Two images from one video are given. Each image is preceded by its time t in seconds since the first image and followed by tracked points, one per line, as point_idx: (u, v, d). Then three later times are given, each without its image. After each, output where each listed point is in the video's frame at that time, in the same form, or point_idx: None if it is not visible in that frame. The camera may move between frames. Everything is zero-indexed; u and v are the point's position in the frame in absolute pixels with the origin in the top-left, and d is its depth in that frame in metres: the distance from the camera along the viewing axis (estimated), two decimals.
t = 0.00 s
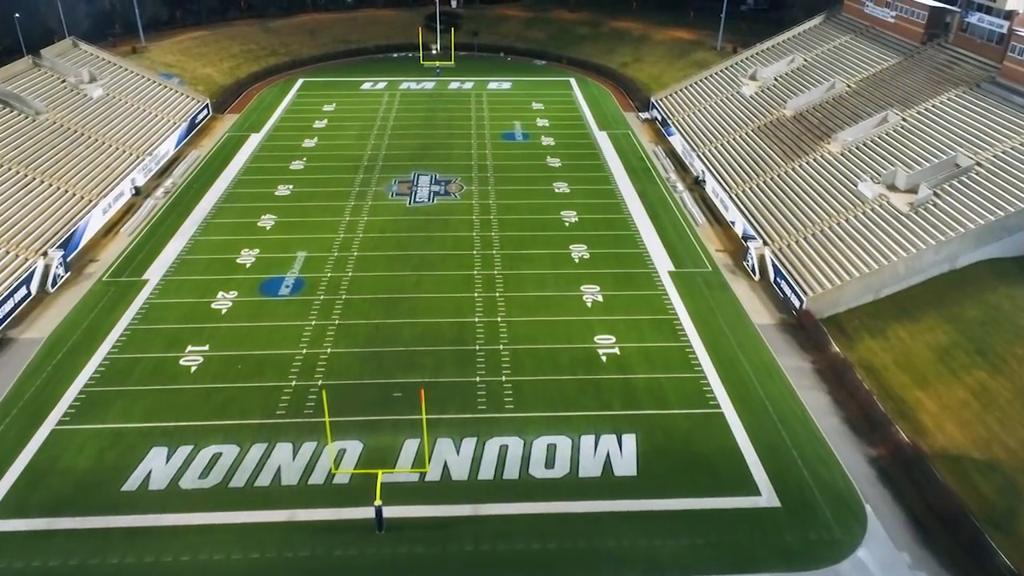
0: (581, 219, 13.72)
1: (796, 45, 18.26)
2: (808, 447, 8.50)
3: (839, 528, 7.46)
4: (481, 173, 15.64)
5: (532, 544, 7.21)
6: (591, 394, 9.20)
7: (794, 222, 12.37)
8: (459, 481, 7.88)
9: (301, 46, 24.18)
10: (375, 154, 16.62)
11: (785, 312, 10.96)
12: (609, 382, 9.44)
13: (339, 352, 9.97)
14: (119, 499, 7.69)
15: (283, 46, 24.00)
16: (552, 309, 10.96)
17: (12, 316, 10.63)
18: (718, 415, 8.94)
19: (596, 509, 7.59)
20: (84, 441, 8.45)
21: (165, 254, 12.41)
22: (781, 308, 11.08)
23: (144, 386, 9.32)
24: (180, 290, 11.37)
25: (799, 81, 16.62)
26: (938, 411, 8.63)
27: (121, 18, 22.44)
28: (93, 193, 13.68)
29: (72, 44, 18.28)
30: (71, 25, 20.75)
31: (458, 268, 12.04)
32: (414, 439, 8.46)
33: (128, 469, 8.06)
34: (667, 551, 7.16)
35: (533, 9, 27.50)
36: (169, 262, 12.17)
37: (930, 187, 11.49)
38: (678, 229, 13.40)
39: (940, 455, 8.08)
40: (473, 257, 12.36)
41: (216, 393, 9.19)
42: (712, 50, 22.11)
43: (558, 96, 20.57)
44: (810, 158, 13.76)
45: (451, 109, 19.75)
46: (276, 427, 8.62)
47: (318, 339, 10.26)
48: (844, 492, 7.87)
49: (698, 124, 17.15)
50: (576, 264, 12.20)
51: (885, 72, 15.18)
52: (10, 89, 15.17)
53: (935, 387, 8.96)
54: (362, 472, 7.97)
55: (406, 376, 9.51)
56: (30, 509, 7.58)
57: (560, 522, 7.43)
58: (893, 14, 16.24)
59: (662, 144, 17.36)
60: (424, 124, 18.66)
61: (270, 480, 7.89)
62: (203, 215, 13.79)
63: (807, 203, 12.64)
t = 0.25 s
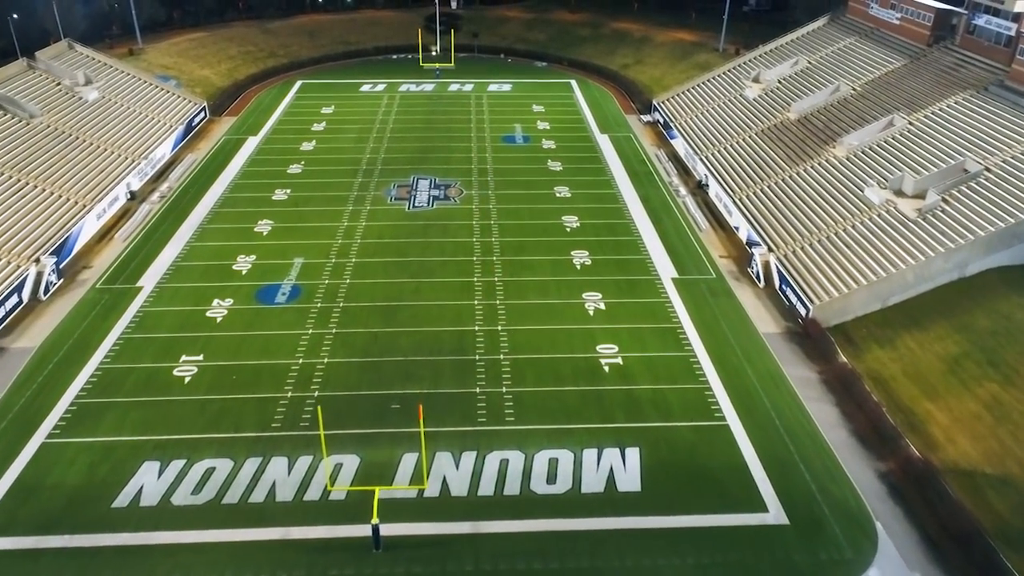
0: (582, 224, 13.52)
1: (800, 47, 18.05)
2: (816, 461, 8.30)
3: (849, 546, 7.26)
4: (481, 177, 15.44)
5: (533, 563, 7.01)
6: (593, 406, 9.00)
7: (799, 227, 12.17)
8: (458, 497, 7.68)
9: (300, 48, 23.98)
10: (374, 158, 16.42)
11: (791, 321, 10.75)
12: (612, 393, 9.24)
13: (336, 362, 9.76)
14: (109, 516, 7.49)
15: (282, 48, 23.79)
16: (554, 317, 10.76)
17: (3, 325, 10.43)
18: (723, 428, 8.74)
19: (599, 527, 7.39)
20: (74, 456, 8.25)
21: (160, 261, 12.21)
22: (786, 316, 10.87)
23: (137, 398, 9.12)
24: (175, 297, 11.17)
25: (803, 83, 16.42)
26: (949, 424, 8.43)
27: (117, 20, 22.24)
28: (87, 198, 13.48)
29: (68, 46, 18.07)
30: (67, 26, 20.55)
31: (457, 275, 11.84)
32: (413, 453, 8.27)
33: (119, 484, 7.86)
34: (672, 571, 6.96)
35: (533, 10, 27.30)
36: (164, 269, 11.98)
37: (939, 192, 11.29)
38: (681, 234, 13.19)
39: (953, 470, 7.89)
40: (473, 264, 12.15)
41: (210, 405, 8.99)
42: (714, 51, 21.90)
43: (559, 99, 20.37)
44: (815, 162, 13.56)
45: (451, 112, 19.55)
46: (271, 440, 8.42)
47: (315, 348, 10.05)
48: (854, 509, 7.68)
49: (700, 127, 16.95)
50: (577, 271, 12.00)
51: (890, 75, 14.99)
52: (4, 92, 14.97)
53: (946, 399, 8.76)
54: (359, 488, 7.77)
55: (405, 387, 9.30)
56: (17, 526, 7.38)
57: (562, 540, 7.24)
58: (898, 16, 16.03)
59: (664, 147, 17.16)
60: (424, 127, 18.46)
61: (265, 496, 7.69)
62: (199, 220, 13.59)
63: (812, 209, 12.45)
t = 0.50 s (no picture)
0: (584, 230, 13.30)
1: (803, 49, 17.84)
2: (825, 476, 8.09)
3: (860, 566, 7.05)
4: (482, 181, 15.23)
5: None
6: (596, 419, 8.79)
7: (805, 234, 11.96)
8: (458, 514, 7.48)
9: (298, 49, 23.77)
10: (373, 161, 16.21)
11: (797, 330, 10.54)
12: (615, 406, 9.03)
13: (333, 373, 9.55)
14: (98, 535, 7.28)
15: (280, 49, 23.59)
16: (555, 326, 10.54)
17: None
18: (730, 442, 8.53)
19: (602, 546, 7.18)
20: (63, 470, 8.04)
21: (155, 268, 12.00)
22: (793, 325, 10.66)
23: (129, 410, 8.91)
24: (170, 306, 10.96)
25: (807, 86, 16.20)
26: (962, 438, 8.23)
27: (114, 21, 22.03)
28: (81, 203, 13.27)
29: (63, 48, 17.87)
30: (62, 28, 20.33)
31: (457, 282, 11.63)
32: (411, 468, 8.06)
33: (109, 501, 7.65)
34: None
35: (534, 11, 27.08)
36: (158, 275, 11.77)
37: (947, 198, 11.09)
38: (684, 240, 12.97)
39: (966, 486, 7.68)
40: (473, 271, 11.95)
41: (204, 418, 8.78)
42: (717, 53, 21.69)
43: (560, 101, 20.15)
44: (821, 167, 13.34)
45: (451, 114, 19.33)
46: (266, 455, 8.21)
47: (311, 358, 9.84)
48: (864, 527, 7.46)
49: (703, 130, 16.74)
50: (579, 278, 11.78)
51: (896, 78, 14.77)
52: None
53: (957, 413, 8.56)
54: (356, 505, 7.57)
55: (403, 399, 9.09)
56: (3, 546, 7.16)
57: (565, 560, 7.03)
58: (904, 18, 15.82)
59: (666, 151, 16.95)
60: (423, 130, 18.25)
61: (259, 514, 7.48)
62: (195, 226, 13.38)
63: (818, 214, 12.23)
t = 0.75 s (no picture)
0: (586, 236, 13.07)
1: (808, 51, 17.61)
2: (835, 494, 7.87)
3: None
4: (482, 186, 15.01)
5: None
6: (599, 434, 8.56)
7: (812, 241, 11.73)
8: (457, 535, 7.25)
9: (297, 51, 23.54)
10: (371, 166, 15.98)
11: (804, 340, 10.31)
12: (618, 420, 8.80)
13: (329, 385, 9.32)
14: (86, 556, 7.05)
15: (278, 51, 23.36)
16: (556, 336, 10.32)
17: None
18: (737, 458, 8.31)
19: (607, 568, 6.95)
20: (51, 488, 7.81)
21: (149, 275, 11.77)
22: (800, 335, 10.43)
23: (120, 424, 8.68)
24: (163, 315, 10.73)
25: (812, 88, 15.98)
26: (975, 454, 7.99)
27: (110, 23, 21.81)
28: (75, 208, 13.05)
29: (58, 50, 17.65)
30: (58, 30, 20.11)
31: (456, 290, 11.40)
32: (409, 486, 7.83)
33: (97, 520, 7.42)
34: None
35: (534, 13, 26.86)
36: (152, 283, 11.55)
37: (957, 205, 10.86)
38: (688, 246, 12.74)
39: (981, 505, 7.44)
40: (473, 278, 11.72)
41: (197, 433, 8.55)
42: (720, 55, 21.46)
43: (561, 104, 19.93)
44: (827, 172, 13.11)
45: (451, 117, 19.11)
46: (260, 472, 7.99)
47: (307, 370, 9.61)
48: (877, 548, 7.23)
49: (706, 133, 16.51)
50: (581, 286, 11.56)
51: (902, 81, 14.55)
52: None
53: (970, 427, 8.33)
54: (352, 524, 7.34)
55: (401, 413, 8.85)
56: None
57: None
58: (910, 20, 15.59)
59: (669, 155, 16.72)
60: (423, 133, 18.02)
61: (251, 534, 7.25)
62: (190, 232, 13.15)
63: (824, 221, 12.01)
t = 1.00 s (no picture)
0: (588, 242, 12.84)
1: (812, 53, 17.38)
2: (847, 513, 7.63)
3: None
4: (482, 191, 14.77)
5: None
6: (602, 449, 8.33)
7: (818, 248, 11.49)
8: (457, 556, 7.02)
9: (295, 53, 23.31)
10: (370, 170, 15.74)
11: (812, 351, 10.07)
12: (622, 434, 8.56)
13: (325, 398, 9.09)
14: None
15: (276, 52, 23.13)
16: (558, 346, 10.08)
17: None
18: (745, 475, 8.07)
19: None
20: (38, 506, 7.58)
21: (142, 283, 11.54)
22: (807, 346, 10.20)
23: (110, 439, 8.45)
24: (157, 324, 10.50)
25: (817, 92, 15.74)
26: (991, 472, 7.76)
27: (106, 24, 21.58)
28: (67, 214, 12.82)
29: (53, 53, 17.43)
30: (53, 32, 19.88)
31: (456, 299, 11.17)
32: (407, 504, 7.60)
33: (85, 541, 7.19)
34: None
35: (535, 14, 26.62)
36: (146, 291, 11.31)
37: (968, 212, 10.63)
38: (692, 253, 12.51)
39: (997, 525, 7.21)
40: (473, 286, 11.48)
41: (189, 448, 8.32)
42: (722, 57, 21.23)
43: (562, 106, 19.70)
44: (833, 177, 12.88)
45: (451, 120, 18.87)
46: (254, 489, 7.76)
47: (303, 382, 9.38)
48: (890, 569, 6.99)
49: (710, 137, 16.27)
50: (583, 294, 11.32)
51: (909, 84, 14.32)
52: None
53: (985, 444, 8.10)
54: (348, 545, 7.11)
55: (399, 428, 8.62)
56: None
57: None
58: (917, 22, 15.36)
59: (672, 159, 16.49)
60: (422, 136, 17.78)
61: (244, 556, 7.02)
62: (184, 238, 12.92)
63: (831, 228, 11.77)
